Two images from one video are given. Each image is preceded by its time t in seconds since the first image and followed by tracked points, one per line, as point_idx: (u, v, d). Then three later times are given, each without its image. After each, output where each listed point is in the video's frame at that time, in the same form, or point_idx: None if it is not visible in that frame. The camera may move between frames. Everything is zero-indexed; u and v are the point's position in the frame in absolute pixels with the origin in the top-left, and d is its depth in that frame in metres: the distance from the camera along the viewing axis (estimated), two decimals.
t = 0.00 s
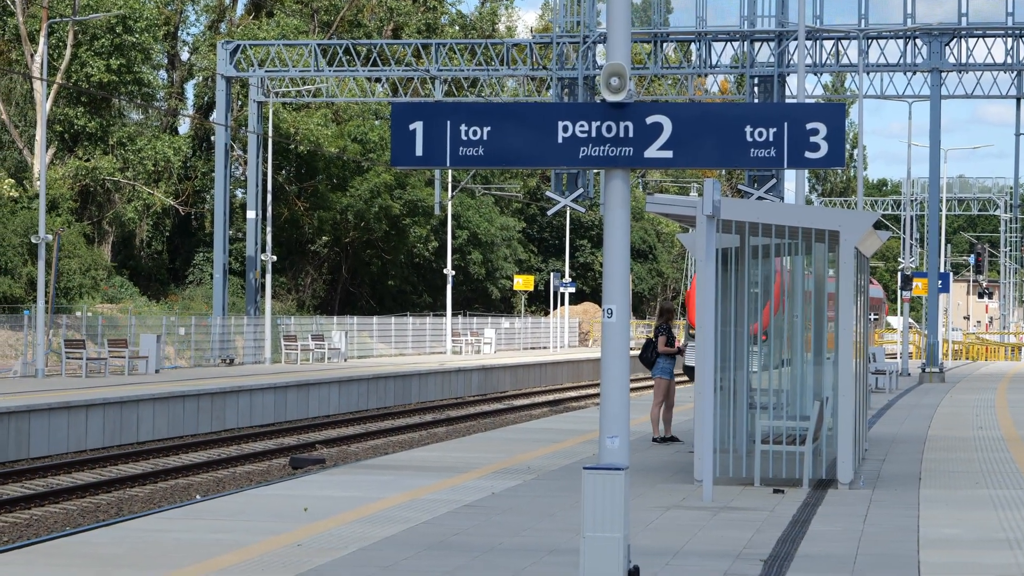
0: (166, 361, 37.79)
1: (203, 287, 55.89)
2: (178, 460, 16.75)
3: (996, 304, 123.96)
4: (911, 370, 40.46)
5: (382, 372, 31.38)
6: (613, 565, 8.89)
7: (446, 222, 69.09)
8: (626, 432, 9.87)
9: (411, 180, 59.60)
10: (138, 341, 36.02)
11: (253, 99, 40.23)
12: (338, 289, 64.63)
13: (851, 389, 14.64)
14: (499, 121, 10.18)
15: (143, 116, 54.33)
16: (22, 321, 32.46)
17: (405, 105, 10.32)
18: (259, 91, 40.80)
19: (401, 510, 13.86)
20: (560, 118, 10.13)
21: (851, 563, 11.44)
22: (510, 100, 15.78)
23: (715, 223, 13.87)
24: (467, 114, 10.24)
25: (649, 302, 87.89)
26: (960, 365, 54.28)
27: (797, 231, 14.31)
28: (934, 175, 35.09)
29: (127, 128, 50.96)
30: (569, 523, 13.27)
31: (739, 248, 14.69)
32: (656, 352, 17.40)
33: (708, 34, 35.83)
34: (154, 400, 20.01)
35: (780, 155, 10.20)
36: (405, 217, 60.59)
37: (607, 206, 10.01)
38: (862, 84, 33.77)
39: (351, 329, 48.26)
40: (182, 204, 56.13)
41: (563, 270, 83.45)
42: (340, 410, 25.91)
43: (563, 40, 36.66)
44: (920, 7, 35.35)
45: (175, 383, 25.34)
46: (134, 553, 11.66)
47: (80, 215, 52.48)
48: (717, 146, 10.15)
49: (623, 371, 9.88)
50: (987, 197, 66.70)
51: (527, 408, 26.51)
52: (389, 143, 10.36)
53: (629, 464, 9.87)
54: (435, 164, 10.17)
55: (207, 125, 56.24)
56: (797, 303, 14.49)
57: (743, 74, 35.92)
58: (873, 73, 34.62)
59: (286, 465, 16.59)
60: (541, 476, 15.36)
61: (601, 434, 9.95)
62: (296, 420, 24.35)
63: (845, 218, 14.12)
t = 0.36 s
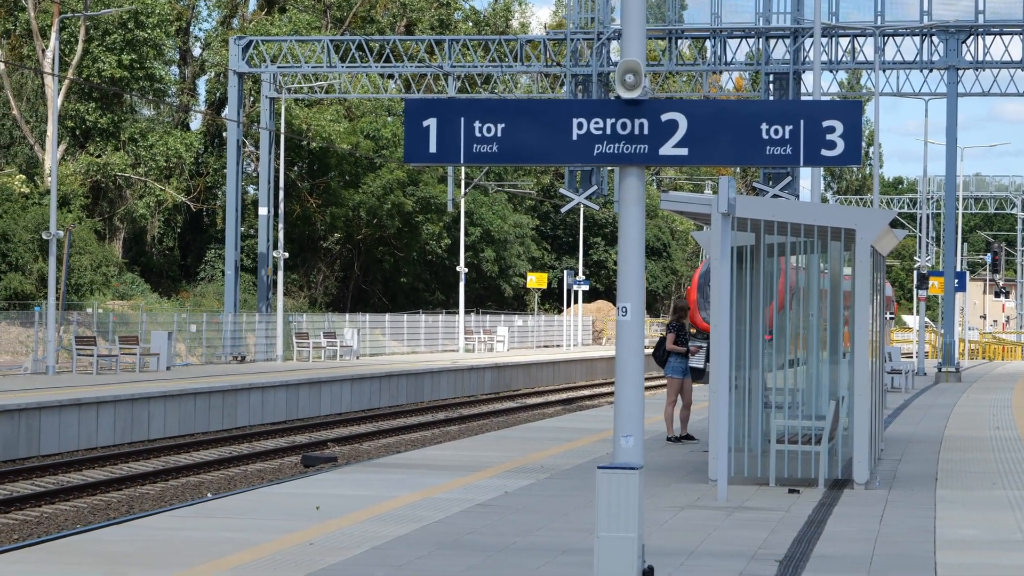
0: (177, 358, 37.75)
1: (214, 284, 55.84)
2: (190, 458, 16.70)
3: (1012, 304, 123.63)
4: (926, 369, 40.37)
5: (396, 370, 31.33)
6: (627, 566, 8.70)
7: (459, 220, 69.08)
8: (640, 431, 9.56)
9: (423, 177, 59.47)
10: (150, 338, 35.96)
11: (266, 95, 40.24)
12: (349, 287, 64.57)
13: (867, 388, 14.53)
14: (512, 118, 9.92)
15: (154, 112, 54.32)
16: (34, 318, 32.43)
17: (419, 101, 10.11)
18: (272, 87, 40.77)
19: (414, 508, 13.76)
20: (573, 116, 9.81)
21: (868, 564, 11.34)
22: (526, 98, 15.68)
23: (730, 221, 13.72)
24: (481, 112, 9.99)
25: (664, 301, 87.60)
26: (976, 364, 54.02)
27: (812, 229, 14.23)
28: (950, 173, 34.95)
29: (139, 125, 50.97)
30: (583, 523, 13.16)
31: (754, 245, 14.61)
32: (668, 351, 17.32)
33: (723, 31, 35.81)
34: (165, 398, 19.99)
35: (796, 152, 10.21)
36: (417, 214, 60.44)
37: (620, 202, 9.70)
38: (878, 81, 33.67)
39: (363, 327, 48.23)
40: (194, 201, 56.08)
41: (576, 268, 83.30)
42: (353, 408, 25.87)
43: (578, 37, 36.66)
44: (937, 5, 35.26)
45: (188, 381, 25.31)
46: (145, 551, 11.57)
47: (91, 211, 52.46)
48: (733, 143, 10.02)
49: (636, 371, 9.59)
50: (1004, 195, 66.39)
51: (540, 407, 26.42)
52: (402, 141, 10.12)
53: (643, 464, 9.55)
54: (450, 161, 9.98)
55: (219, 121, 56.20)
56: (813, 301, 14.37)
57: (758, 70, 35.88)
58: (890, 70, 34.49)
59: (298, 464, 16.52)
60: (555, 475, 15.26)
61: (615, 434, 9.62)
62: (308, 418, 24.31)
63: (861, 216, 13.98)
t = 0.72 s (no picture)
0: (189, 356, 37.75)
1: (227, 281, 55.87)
2: (202, 456, 16.64)
3: None
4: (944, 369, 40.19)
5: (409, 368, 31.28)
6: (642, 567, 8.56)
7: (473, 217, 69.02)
8: (655, 430, 9.46)
9: (438, 174, 59.38)
10: (162, 335, 35.94)
11: (280, 91, 40.25)
12: (363, 284, 64.55)
13: (884, 388, 14.35)
14: (528, 115, 9.77)
15: (167, 108, 54.36)
16: (46, 315, 32.39)
17: (433, 97, 9.94)
18: (286, 83, 40.74)
19: (427, 508, 13.66)
20: (589, 112, 9.68)
21: (887, 565, 11.22)
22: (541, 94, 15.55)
23: (746, 219, 13.57)
24: (496, 108, 9.84)
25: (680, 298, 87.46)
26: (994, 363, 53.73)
27: (829, 227, 14.07)
28: (969, 171, 34.73)
29: (153, 121, 51.01)
30: (599, 523, 13.05)
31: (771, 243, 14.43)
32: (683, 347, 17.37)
33: (739, 28, 35.69)
34: (177, 395, 19.96)
35: (813, 150, 9.90)
36: (432, 211, 60.35)
37: (637, 199, 9.57)
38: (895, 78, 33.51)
39: (376, 324, 48.21)
40: (206, 198, 56.11)
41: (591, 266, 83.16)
42: (366, 406, 25.81)
43: (593, 33, 36.54)
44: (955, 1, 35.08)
45: (200, 378, 25.24)
46: (156, 550, 11.49)
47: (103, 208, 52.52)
48: (749, 141, 9.78)
49: (653, 370, 9.50)
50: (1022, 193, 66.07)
51: (554, 406, 26.31)
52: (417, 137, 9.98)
53: (659, 463, 9.46)
54: (464, 159, 9.80)
55: (232, 117, 56.18)
56: (830, 300, 14.23)
57: (774, 67, 35.70)
58: (908, 67, 34.34)
59: (311, 462, 16.45)
60: (569, 475, 15.16)
61: (630, 433, 9.53)
62: (321, 416, 24.25)
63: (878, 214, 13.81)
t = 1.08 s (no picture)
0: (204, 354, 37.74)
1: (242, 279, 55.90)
2: (217, 456, 16.58)
3: None
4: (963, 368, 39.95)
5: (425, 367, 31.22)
6: (660, 569, 8.43)
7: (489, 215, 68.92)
8: (673, 430, 9.32)
9: (453, 172, 59.28)
10: (176, 334, 35.91)
11: (294, 89, 40.19)
12: (378, 283, 64.50)
13: (903, 387, 14.18)
14: (546, 113, 9.63)
15: (182, 105, 54.39)
16: (60, 314, 32.37)
17: (449, 95, 9.82)
18: (301, 81, 40.70)
19: (443, 508, 13.55)
20: (607, 110, 9.56)
21: (906, 566, 11.08)
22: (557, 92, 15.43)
23: (764, 217, 13.43)
24: (513, 106, 9.71)
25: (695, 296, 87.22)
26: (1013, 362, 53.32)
27: (848, 226, 13.91)
28: (988, 169, 34.46)
29: (166, 118, 51.06)
30: (615, 523, 12.92)
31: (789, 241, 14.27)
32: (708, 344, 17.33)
33: (757, 25, 35.51)
34: (191, 394, 19.94)
35: (832, 149, 9.72)
36: (447, 209, 60.29)
37: (654, 198, 9.47)
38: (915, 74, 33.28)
39: (392, 324, 48.16)
40: (221, 196, 56.09)
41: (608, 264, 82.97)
42: (381, 405, 25.74)
43: (610, 30, 36.39)
44: None
45: (214, 377, 25.19)
46: (169, 549, 11.41)
47: (118, 206, 52.56)
48: (767, 139, 9.62)
49: (670, 369, 9.37)
50: None
51: (570, 405, 26.19)
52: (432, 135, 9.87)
53: (677, 464, 9.32)
54: (479, 157, 9.70)
55: (246, 115, 56.16)
56: (848, 299, 14.08)
57: (792, 65, 35.50)
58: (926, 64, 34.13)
59: (325, 462, 16.37)
60: (586, 475, 15.04)
61: (648, 433, 9.39)
62: (336, 415, 24.20)
63: (897, 212, 13.65)
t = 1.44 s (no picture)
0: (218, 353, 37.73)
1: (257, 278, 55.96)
2: (231, 456, 16.53)
3: None
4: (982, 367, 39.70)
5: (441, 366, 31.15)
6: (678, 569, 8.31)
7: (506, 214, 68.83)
8: (690, 430, 9.19)
9: (470, 170, 59.25)
10: (190, 333, 35.88)
11: (309, 86, 40.07)
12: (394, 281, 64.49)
13: (922, 387, 14.03)
14: (563, 111, 9.53)
15: (197, 103, 54.44)
16: (74, 312, 32.39)
17: (465, 93, 9.71)
18: (316, 78, 40.62)
19: (458, 508, 13.47)
20: (624, 108, 9.45)
21: (925, 567, 10.94)
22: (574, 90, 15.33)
23: (782, 215, 13.31)
24: (530, 104, 9.60)
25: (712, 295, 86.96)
26: None
27: (866, 225, 13.79)
28: (1007, 167, 34.20)
29: (181, 116, 51.10)
30: (631, 523, 12.81)
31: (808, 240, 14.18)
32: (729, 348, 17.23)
33: (775, 22, 35.27)
34: (206, 394, 19.90)
35: (850, 147, 9.61)
36: (463, 207, 60.24)
37: (672, 196, 9.33)
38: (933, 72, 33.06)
39: (407, 323, 48.11)
40: (236, 193, 56.11)
41: (625, 263, 82.78)
42: (397, 404, 25.69)
43: (627, 28, 36.25)
44: None
45: (230, 377, 25.17)
46: (183, 550, 11.35)
47: (132, 204, 52.58)
48: (785, 137, 9.52)
49: (687, 369, 9.24)
50: None
51: (587, 405, 26.09)
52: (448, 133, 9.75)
53: (695, 463, 9.19)
54: (496, 155, 9.58)
55: (261, 112, 56.18)
56: (866, 298, 13.95)
57: (811, 62, 35.31)
58: (945, 62, 33.90)
59: (341, 462, 16.32)
60: (603, 475, 14.94)
61: (665, 433, 9.26)
62: (351, 415, 24.14)
63: (916, 211, 13.51)
